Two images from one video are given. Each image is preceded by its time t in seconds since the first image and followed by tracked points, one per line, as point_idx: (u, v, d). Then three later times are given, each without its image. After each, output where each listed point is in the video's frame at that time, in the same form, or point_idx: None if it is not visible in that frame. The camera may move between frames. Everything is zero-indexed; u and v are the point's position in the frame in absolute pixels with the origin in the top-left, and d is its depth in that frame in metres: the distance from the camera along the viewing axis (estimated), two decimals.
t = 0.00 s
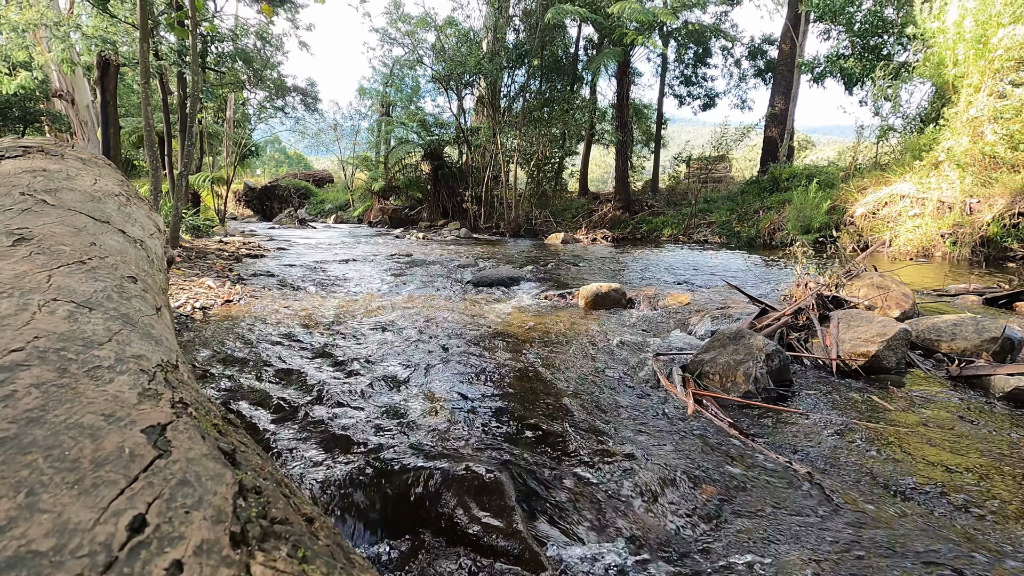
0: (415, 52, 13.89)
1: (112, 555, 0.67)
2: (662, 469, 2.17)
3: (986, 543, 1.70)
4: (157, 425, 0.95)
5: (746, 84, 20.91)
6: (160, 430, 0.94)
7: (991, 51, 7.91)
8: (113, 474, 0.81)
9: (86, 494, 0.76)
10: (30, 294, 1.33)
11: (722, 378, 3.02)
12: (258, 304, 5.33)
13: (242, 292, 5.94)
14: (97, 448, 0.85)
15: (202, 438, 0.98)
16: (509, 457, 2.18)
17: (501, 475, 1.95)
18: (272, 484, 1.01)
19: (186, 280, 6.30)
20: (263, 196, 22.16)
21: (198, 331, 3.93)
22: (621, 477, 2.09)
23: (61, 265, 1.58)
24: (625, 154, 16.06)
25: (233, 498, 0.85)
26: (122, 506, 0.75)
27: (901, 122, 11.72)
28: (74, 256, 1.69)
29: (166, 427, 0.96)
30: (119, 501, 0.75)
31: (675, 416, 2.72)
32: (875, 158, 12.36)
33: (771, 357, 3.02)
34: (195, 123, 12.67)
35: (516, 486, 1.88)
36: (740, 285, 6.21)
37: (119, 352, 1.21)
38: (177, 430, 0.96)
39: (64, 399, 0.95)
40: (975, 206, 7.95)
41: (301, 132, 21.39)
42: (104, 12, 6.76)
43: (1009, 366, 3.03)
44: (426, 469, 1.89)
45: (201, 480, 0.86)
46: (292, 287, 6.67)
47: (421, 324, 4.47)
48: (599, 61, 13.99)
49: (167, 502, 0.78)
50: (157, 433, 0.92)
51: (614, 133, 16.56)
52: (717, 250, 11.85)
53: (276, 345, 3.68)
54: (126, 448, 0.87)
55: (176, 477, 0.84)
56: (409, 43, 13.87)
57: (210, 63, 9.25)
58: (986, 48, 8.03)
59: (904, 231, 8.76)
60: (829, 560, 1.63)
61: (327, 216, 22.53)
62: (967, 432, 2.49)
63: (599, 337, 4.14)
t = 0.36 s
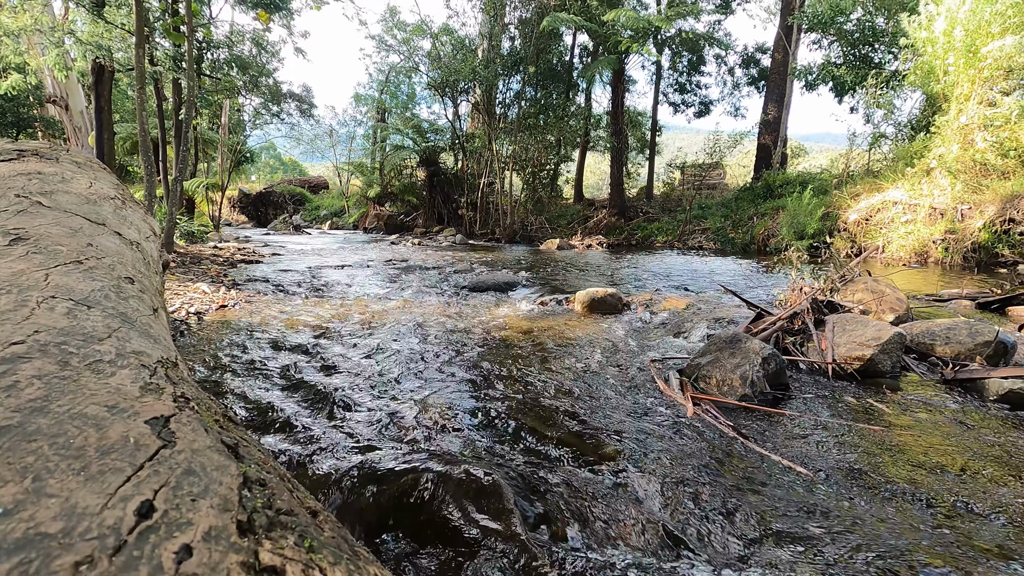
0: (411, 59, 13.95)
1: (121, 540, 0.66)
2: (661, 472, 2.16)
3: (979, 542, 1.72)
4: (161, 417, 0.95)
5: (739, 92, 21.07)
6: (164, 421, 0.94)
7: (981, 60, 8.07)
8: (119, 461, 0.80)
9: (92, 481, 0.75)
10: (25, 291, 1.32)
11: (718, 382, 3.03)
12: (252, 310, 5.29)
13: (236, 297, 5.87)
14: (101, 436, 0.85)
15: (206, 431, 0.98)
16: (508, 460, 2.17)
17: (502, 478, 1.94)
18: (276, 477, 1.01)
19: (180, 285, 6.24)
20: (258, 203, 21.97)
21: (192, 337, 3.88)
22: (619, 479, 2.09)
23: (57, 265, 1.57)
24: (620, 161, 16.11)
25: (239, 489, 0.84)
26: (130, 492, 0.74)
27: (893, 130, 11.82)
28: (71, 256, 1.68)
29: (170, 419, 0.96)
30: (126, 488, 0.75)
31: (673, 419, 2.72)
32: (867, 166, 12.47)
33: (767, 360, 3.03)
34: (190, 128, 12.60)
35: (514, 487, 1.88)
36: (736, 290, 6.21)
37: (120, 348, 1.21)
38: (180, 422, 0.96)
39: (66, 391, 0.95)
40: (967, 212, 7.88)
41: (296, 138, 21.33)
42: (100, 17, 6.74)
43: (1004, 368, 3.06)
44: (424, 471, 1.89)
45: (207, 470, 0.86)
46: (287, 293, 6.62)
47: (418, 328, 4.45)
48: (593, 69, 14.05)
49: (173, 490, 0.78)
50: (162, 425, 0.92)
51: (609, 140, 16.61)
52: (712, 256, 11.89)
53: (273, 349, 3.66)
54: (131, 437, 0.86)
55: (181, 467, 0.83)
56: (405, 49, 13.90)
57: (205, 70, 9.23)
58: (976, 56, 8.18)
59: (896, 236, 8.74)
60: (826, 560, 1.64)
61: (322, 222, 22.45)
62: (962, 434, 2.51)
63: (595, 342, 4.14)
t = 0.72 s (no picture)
0: (403, 63, 13.97)
1: (107, 546, 0.65)
2: (655, 476, 2.16)
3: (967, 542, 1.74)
4: (149, 423, 0.94)
5: (730, 97, 21.26)
6: (152, 427, 0.92)
7: (967, 67, 8.26)
8: (105, 468, 0.79)
9: (78, 488, 0.74)
10: (11, 296, 1.30)
11: (710, 385, 3.05)
12: (243, 314, 5.24)
13: (226, 302, 5.81)
14: (88, 442, 0.84)
15: (195, 436, 0.97)
16: (501, 465, 2.16)
17: (494, 483, 1.93)
18: (267, 483, 1.00)
19: (170, 289, 6.17)
20: (249, 207, 21.75)
21: (182, 342, 3.84)
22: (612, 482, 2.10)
23: (43, 269, 1.55)
24: (612, 165, 16.17)
25: (228, 495, 0.83)
26: (117, 499, 0.73)
27: (880, 134, 11.97)
28: (58, 260, 1.66)
29: (159, 424, 0.95)
30: (112, 494, 0.74)
31: (666, 423, 2.72)
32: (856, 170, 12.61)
33: (758, 363, 3.06)
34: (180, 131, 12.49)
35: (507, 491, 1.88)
36: (727, 293, 6.25)
37: (108, 354, 1.20)
38: (169, 428, 0.95)
39: (52, 397, 0.93)
40: (954, 217, 7.99)
41: (287, 142, 21.21)
42: (89, 20, 6.67)
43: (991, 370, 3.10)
44: (416, 476, 1.88)
45: (196, 477, 0.85)
46: (278, 297, 6.56)
47: (410, 333, 4.43)
48: (585, 73, 14.10)
49: (161, 497, 0.77)
50: (149, 431, 0.91)
51: (601, 145, 16.68)
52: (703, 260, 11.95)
53: (263, 354, 3.62)
54: (118, 443, 0.85)
55: (169, 473, 0.82)
56: (397, 53, 13.90)
57: (196, 73, 9.18)
58: (962, 63, 8.34)
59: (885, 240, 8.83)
60: (818, 563, 1.64)
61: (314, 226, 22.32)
62: (950, 436, 2.54)
63: (587, 346, 4.14)
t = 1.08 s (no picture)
0: (394, 65, 13.94)
1: (87, 552, 0.64)
2: (646, 477, 2.16)
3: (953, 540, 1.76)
4: (132, 426, 0.92)
5: (719, 100, 21.42)
6: (135, 431, 0.91)
7: (952, 71, 8.38)
8: (87, 472, 0.78)
9: (58, 492, 0.73)
10: None
11: (701, 386, 3.07)
12: (232, 317, 5.16)
13: (215, 304, 5.72)
14: (69, 446, 0.83)
15: (180, 440, 0.96)
16: (491, 467, 2.15)
17: (485, 486, 1.92)
18: (254, 486, 0.99)
19: (157, 291, 6.07)
20: (238, 208, 21.52)
21: (169, 345, 3.78)
22: (604, 484, 2.10)
23: (26, 270, 1.52)
24: (604, 168, 16.21)
25: (213, 499, 0.82)
26: (98, 504, 0.72)
27: (868, 137, 12.12)
28: (42, 263, 1.63)
29: (143, 428, 0.93)
30: (94, 499, 0.73)
31: (657, 424, 2.72)
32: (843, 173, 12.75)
33: (748, 364, 3.08)
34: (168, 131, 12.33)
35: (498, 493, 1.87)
36: (717, 294, 6.29)
37: (92, 356, 1.18)
38: (154, 431, 0.94)
39: (33, 400, 0.92)
40: (940, 218, 8.11)
41: (277, 144, 21.04)
42: (76, 19, 6.58)
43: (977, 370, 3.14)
44: (407, 477, 1.87)
45: (180, 481, 0.83)
46: (268, 299, 6.49)
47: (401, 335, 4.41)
48: (577, 75, 14.11)
49: (144, 501, 0.75)
50: (133, 434, 0.90)
51: (592, 147, 16.71)
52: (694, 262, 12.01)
53: (252, 356, 3.58)
54: (100, 447, 0.84)
55: (153, 477, 0.81)
56: (389, 55, 13.86)
57: (185, 74, 9.09)
58: (948, 67, 8.47)
59: (873, 242, 8.96)
60: (808, 563, 1.65)
61: (304, 228, 22.13)
62: (937, 435, 2.57)
63: (579, 347, 4.15)
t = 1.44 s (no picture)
0: (386, 60, 13.82)
1: (78, 557, 0.62)
2: (641, 472, 2.17)
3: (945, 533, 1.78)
4: (123, 425, 0.91)
5: (712, 96, 21.45)
6: (127, 430, 0.89)
7: (942, 68, 8.43)
8: (77, 473, 0.77)
9: (47, 494, 0.71)
10: None
11: (694, 381, 3.08)
12: (223, 313, 5.11)
13: (206, 301, 5.66)
14: (58, 447, 0.81)
15: (173, 439, 0.94)
16: (487, 463, 2.15)
17: (481, 482, 1.92)
18: (249, 486, 0.98)
19: (147, 288, 6.00)
20: (229, 204, 21.28)
21: (160, 342, 3.73)
22: (599, 480, 2.10)
23: (14, 266, 1.50)
24: (597, 164, 16.20)
25: (207, 499, 0.81)
26: (88, 506, 0.70)
27: (858, 133, 12.18)
28: (30, 258, 1.60)
29: (134, 426, 0.92)
30: (84, 501, 0.71)
31: (651, 419, 2.74)
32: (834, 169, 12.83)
33: (742, 359, 3.10)
34: (156, 126, 12.14)
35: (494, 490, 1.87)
36: (710, 290, 6.32)
37: (81, 353, 1.16)
38: (145, 430, 0.92)
39: (20, 398, 0.90)
40: (929, 216, 8.15)
41: (267, 138, 20.77)
42: (63, 11, 6.45)
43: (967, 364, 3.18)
44: (404, 475, 1.86)
45: (173, 481, 0.82)
46: (261, 295, 6.44)
47: (395, 331, 4.39)
48: (570, 70, 14.05)
49: (136, 503, 0.74)
50: (124, 433, 0.88)
51: (586, 143, 16.68)
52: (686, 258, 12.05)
53: (245, 353, 3.55)
54: (90, 447, 0.82)
55: (144, 478, 0.79)
56: (380, 49, 13.73)
57: (173, 67, 8.96)
58: (938, 64, 8.52)
59: (863, 237, 9.04)
60: (802, 557, 1.67)
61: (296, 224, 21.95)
62: (928, 429, 2.60)
63: (573, 343, 4.16)
